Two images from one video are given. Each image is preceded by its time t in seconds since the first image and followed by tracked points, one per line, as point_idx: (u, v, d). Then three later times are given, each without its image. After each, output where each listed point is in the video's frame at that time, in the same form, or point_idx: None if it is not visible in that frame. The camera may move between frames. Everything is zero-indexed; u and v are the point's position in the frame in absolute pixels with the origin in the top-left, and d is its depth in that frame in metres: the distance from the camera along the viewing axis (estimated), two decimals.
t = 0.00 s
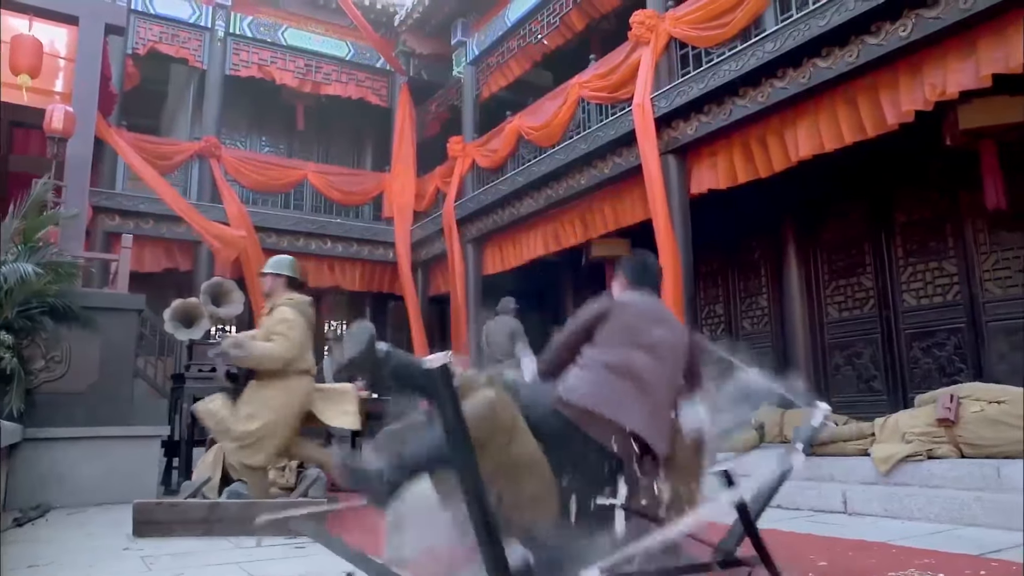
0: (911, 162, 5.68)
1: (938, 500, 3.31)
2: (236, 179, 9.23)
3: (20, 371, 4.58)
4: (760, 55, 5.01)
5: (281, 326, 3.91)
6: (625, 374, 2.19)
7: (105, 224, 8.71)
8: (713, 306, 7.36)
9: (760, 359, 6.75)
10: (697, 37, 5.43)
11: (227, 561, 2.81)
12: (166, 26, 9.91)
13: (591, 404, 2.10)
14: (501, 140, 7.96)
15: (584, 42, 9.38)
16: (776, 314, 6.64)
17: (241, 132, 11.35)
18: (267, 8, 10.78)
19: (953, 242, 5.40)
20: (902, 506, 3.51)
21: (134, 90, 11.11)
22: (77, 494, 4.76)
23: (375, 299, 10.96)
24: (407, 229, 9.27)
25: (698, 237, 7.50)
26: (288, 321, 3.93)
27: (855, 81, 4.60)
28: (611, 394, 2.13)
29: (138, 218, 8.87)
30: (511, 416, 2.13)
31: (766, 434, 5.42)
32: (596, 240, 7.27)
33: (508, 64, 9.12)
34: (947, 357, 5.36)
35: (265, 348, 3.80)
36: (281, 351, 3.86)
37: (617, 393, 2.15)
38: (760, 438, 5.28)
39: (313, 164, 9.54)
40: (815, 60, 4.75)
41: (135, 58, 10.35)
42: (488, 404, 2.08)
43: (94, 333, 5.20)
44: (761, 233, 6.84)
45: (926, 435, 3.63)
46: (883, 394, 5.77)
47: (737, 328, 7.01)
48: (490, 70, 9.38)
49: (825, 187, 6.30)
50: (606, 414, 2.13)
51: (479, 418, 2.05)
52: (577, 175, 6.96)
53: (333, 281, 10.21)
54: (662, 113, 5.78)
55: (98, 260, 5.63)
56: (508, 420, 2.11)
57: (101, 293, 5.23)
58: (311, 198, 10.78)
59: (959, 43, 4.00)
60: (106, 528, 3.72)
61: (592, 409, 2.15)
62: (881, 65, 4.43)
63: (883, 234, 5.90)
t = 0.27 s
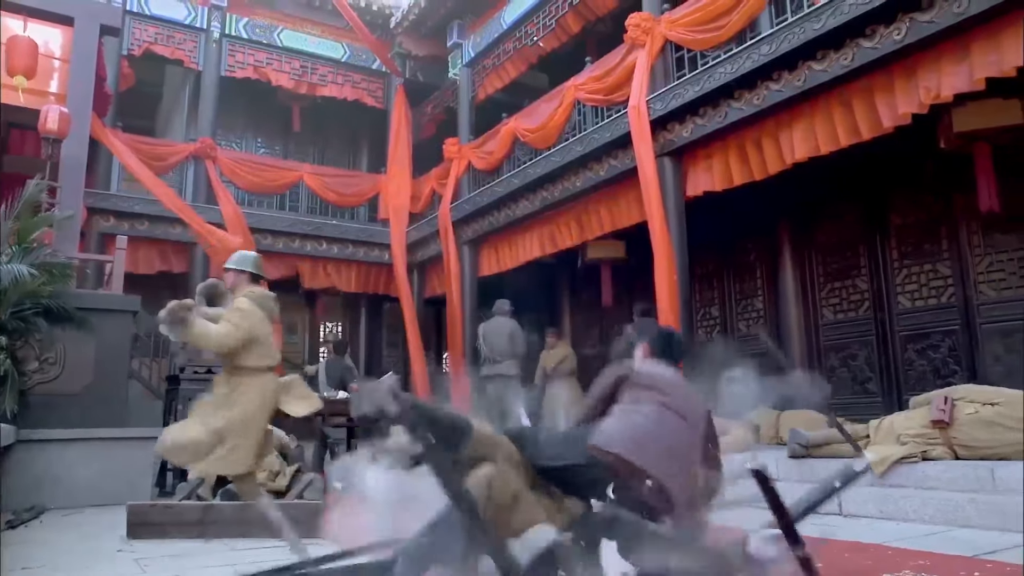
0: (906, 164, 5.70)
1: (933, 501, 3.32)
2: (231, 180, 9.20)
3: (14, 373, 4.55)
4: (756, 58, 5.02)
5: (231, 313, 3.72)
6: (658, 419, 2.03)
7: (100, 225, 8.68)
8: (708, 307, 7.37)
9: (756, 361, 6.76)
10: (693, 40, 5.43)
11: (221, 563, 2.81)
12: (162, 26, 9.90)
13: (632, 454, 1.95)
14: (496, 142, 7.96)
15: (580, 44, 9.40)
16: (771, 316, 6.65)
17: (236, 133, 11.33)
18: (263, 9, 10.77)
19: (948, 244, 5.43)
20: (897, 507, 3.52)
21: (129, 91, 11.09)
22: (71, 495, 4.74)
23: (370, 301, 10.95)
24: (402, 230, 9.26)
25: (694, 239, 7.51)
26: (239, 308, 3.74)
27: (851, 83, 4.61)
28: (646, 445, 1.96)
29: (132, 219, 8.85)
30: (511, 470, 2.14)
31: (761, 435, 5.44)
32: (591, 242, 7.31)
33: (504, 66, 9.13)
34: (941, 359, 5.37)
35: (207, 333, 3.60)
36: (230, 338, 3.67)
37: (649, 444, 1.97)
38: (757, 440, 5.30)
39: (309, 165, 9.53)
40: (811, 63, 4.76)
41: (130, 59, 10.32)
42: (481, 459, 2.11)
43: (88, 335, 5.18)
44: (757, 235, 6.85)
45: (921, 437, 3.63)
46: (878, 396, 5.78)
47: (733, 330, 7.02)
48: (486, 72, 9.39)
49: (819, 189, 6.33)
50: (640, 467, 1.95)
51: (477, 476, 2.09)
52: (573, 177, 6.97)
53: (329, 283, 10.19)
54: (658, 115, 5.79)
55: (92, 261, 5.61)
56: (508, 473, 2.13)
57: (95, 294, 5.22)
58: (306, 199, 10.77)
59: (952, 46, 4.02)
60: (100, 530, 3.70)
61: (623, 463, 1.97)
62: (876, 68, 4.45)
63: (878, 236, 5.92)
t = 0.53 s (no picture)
0: (902, 164, 5.72)
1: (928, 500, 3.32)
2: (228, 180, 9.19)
3: (9, 372, 4.54)
4: (752, 58, 5.03)
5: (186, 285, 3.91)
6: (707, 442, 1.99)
7: (95, 224, 8.65)
8: (704, 307, 7.38)
9: (752, 361, 6.78)
10: (690, 40, 5.44)
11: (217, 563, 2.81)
12: (158, 25, 9.88)
13: (683, 469, 1.88)
14: (493, 142, 7.97)
15: (577, 44, 9.41)
16: (767, 316, 6.67)
17: (232, 133, 11.32)
18: (259, 8, 10.75)
19: (943, 244, 5.45)
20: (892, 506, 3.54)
21: (124, 90, 11.06)
22: (66, 495, 4.73)
23: (366, 300, 10.93)
24: (399, 230, 9.26)
25: (690, 239, 7.52)
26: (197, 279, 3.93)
27: (847, 84, 4.63)
28: (702, 458, 1.93)
29: (128, 218, 8.83)
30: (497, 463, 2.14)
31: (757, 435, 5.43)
32: (586, 241, 7.34)
33: (500, 66, 9.14)
34: (936, 359, 5.39)
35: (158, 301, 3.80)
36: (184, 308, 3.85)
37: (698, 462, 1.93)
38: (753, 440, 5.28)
39: (305, 165, 9.52)
40: (807, 63, 4.77)
41: (126, 57, 10.29)
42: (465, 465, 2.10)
43: (84, 335, 5.17)
44: (753, 235, 6.87)
45: (916, 435, 3.62)
46: (873, 395, 5.80)
47: (729, 330, 7.03)
48: (482, 71, 9.39)
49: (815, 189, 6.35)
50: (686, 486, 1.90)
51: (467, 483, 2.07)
52: (570, 176, 6.97)
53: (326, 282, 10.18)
54: (654, 115, 5.79)
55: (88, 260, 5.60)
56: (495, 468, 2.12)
57: (91, 294, 5.20)
58: (302, 199, 10.75)
59: (948, 47, 4.03)
60: (95, 530, 3.69)
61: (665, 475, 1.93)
62: (872, 68, 4.47)
63: (873, 236, 5.94)
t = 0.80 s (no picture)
0: (898, 164, 5.73)
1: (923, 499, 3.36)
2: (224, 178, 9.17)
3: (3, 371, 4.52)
4: (748, 57, 5.03)
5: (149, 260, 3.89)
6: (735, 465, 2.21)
7: (90, 223, 8.62)
8: (700, 307, 7.39)
9: (748, 360, 6.79)
10: (686, 39, 5.44)
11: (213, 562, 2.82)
12: (153, 23, 9.85)
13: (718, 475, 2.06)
14: (489, 140, 7.97)
15: (574, 43, 9.41)
16: (763, 315, 6.68)
17: (229, 131, 11.30)
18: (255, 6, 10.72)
19: (938, 244, 5.46)
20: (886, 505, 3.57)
21: (120, 88, 11.03)
22: (62, 494, 4.74)
23: (363, 298, 10.93)
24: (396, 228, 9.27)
25: (686, 238, 7.53)
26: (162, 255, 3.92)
27: (843, 83, 4.64)
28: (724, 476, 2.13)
29: (123, 217, 8.81)
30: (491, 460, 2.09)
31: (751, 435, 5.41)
32: (582, 240, 7.35)
33: (497, 64, 9.13)
34: (931, 358, 5.41)
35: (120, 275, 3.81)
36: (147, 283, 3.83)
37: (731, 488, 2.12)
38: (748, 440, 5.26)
39: (301, 163, 9.50)
40: (803, 63, 4.78)
41: (121, 56, 10.26)
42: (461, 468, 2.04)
43: (78, 333, 5.17)
44: (749, 234, 6.87)
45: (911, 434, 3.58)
46: (868, 395, 5.81)
47: (725, 329, 7.04)
48: (479, 70, 9.39)
49: (810, 188, 6.36)
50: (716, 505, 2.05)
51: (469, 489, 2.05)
52: (566, 175, 6.97)
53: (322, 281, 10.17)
54: (651, 114, 5.80)
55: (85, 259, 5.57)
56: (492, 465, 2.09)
57: (87, 292, 5.20)
58: (299, 197, 10.73)
59: (943, 47, 4.05)
60: (91, 530, 3.69)
61: (699, 491, 2.04)
62: (868, 68, 4.48)
63: (869, 235, 5.95)
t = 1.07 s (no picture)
0: (890, 163, 5.76)
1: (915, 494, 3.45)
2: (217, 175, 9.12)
3: None
4: (742, 55, 5.03)
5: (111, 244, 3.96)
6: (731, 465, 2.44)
7: (82, 219, 8.57)
8: (693, 305, 7.40)
9: (741, 359, 6.81)
10: (680, 38, 5.44)
11: (206, 560, 2.83)
12: (146, 19, 9.79)
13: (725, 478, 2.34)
14: (483, 138, 7.97)
15: (568, 41, 9.41)
16: (756, 313, 6.69)
17: (221, 128, 11.27)
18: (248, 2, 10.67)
19: (930, 243, 5.49)
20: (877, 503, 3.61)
21: (112, 84, 10.97)
22: (53, 491, 4.72)
23: (356, 296, 10.90)
24: (389, 226, 9.25)
25: (680, 236, 7.55)
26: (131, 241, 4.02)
27: (837, 82, 4.65)
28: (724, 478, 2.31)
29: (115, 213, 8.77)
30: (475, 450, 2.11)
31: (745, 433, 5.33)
32: (576, 238, 7.35)
33: (491, 62, 9.12)
34: (923, 356, 5.45)
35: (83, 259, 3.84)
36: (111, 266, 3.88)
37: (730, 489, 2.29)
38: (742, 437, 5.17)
39: (295, 160, 9.46)
40: (796, 62, 4.79)
41: (113, 51, 10.20)
42: (444, 461, 2.04)
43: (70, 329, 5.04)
44: (742, 232, 6.89)
45: (902, 432, 3.79)
46: (861, 393, 5.84)
47: (718, 327, 7.06)
48: (473, 67, 9.38)
49: (803, 186, 6.39)
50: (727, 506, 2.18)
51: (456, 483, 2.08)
52: (560, 173, 6.97)
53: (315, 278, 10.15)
54: (645, 112, 5.80)
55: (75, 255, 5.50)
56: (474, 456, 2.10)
57: (80, 289, 5.24)
58: (292, 194, 10.70)
59: (936, 46, 4.07)
60: (84, 527, 3.68)
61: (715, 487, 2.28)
62: (861, 67, 4.49)
63: (861, 234, 5.98)
